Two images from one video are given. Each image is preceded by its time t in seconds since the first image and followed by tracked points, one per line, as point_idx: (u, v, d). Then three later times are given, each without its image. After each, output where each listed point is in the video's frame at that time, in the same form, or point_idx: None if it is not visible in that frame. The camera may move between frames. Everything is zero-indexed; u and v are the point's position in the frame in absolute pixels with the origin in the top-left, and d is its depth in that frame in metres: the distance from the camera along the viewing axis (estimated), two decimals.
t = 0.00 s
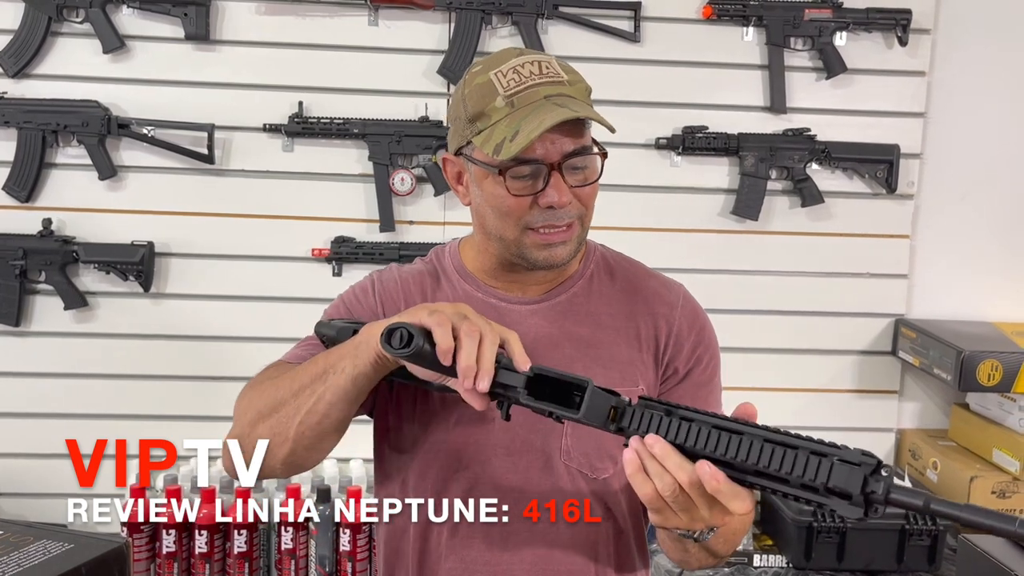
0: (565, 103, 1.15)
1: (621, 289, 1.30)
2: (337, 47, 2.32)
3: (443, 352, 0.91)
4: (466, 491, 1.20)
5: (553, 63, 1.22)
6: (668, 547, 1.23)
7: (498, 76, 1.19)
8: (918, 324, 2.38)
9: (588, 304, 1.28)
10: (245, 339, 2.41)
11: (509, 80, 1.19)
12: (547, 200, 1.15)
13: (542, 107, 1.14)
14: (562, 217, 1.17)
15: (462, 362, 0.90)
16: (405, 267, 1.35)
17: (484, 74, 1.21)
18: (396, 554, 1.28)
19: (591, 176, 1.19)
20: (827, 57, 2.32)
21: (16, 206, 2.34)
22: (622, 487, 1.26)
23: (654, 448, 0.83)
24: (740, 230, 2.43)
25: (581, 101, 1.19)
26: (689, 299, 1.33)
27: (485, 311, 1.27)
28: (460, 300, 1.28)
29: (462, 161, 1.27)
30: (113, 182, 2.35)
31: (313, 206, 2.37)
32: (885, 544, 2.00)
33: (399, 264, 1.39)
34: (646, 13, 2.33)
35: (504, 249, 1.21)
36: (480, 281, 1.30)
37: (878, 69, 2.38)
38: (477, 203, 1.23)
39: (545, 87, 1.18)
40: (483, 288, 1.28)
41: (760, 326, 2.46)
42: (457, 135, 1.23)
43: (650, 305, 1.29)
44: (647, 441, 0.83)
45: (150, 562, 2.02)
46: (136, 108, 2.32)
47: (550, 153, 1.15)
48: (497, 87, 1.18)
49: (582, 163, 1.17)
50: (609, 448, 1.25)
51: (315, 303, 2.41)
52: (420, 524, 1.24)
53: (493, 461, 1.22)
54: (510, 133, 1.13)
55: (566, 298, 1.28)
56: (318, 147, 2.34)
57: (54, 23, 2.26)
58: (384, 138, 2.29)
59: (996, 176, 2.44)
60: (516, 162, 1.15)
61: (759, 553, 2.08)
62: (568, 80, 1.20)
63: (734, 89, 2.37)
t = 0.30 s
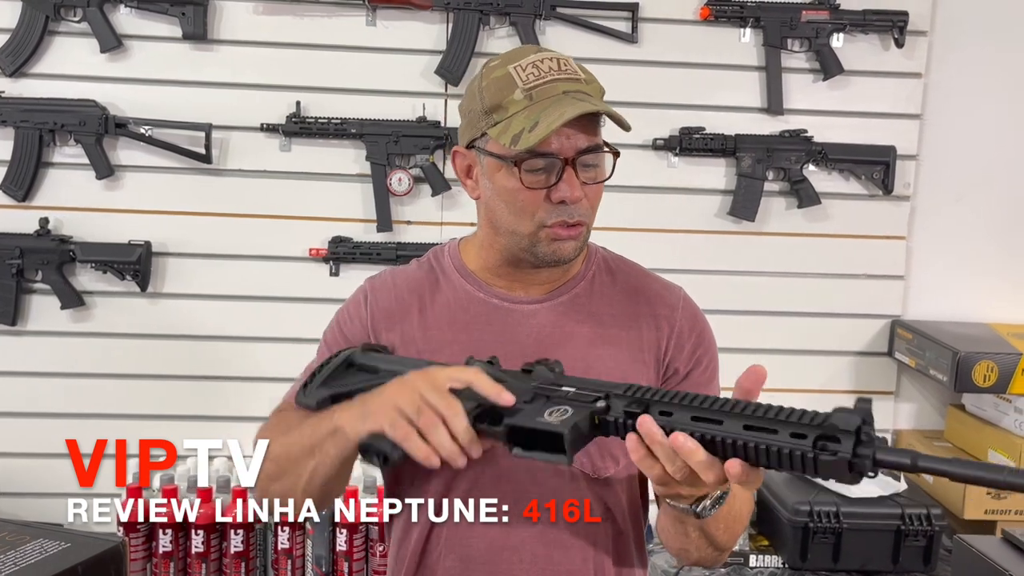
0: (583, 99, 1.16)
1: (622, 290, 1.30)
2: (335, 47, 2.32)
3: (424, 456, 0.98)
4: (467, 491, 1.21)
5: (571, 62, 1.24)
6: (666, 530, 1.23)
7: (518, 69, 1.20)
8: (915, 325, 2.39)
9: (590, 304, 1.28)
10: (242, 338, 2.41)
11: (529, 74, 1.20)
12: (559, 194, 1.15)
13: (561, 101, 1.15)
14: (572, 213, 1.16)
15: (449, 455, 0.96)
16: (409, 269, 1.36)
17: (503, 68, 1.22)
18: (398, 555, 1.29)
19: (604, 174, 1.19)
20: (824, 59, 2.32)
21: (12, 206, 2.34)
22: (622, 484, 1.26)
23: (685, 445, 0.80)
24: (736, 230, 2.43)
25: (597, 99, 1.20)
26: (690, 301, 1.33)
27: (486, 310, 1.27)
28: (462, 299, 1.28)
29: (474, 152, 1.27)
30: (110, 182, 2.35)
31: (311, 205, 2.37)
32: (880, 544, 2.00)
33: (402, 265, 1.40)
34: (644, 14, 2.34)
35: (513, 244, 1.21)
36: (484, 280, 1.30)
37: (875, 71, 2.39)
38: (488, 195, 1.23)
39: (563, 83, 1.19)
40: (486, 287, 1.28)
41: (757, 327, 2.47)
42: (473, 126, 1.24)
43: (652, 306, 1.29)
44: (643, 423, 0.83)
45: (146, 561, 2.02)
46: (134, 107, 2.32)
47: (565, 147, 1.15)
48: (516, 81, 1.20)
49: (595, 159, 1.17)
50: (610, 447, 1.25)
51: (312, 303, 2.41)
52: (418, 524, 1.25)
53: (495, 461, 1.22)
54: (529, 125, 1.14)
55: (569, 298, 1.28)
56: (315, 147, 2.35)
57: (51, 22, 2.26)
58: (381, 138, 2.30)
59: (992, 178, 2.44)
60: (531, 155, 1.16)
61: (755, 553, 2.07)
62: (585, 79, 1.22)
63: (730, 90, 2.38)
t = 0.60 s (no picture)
0: (586, 100, 1.16)
1: (617, 292, 1.31)
2: (331, 47, 2.32)
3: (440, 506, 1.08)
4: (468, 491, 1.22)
5: (575, 64, 1.24)
6: (667, 544, 1.24)
7: (522, 67, 1.21)
8: (910, 326, 2.39)
9: (585, 305, 1.29)
10: (238, 338, 2.41)
11: (532, 73, 1.20)
12: (556, 193, 1.16)
13: (565, 101, 1.15)
14: (568, 213, 1.17)
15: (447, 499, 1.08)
16: (404, 271, 1.36)
17: (507, 65, 1.23)
18: (395, 556, 1.29)
19: (601, 176, 1.20)
20: (820, 61, 2.33)
21: (8, 205, 2.34)
22: (618, 486, 1.27)
23: (649, 429, 0.94)
24: (732, 231, 2.44)
25: (599, 102, 1.21)
26: (684, 304, 1.34)
27: (481, 311, 1.27)
28: (457, 300, 1.28)
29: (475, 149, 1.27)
30: (106, 181, 2.35)
31: (307, 205, 2.37)
32: (875, 545, 2.00)
33: (397, 267, 1.40)
34: (640, 15, 2.34)
35: (508, 242, 1.21)
36: (479, 280, 1.30)
37: (871, 72, 2.39)
38: (486, 191, 1.24)
39: (566, 83, 1.20)
40: (482, 288, 1.29)
41: (753, 327, 2.47)
42: (474, 122, 1.24)
43: (647, 308, 1.30)
44: (621, 428, 0.96)
45: (141, 560, 2.02)
46: (130, 107, 2.32)
47: (565, 147, 1.16)
48: (519, 78, 1.20)
49: (593, 161, 1.18)
50: (606, 446, 1.26)
51: (308, 303, 2.41)
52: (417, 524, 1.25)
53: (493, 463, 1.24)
54: (530, 122, 1.14)
55: (564, 299, 1.28)
56: (311, 147, 2.35)
57: (48, 21, 2.26)
58: (378, 138, 2.30)
59: (987, 179, 2.45)
60: (530, 152, 1.16)
61: (749, 553, 2.09)
62: (588, 82, 1.23)
63: (726, 91, 2.38)
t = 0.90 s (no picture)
0: (587, 99, 1.17)
1: (613, 292, 1.31)
2: (327, 47, 2.32)
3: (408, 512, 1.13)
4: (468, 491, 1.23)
5: (577, 65, 1.25)
6: (669, 546, 1.24)
7: (524, 66, 1.21)
8: (904, 327, 2.40)
9: (581, 304, 1.29)
10: (234, 338, 2.41)
11: (534, 71, 1.21)
12: (554, 191, 1.16)
13: (566, 99, 1.16)
14: (565, 211, 1.17)
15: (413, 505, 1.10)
16: (401, 269, 1.37)
17: (510, 64, 1.23)
18: (390, 554, 1.30)
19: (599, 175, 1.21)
20: (814, 62, 2.34)
21: (3, 204, 2.34)
22: (612, 484, 1.27)
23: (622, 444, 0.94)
24: (727, 232, 2.44)
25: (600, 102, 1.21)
26: (679, 305, 1.35)
27: (478, 309, 1.27)
28: (454, 298, 1.29)
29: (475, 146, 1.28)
30: (101, 180, 2.35)
31: (303, 205, 2.37)
32: (869, 544, 2.01)
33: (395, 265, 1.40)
34: (636, 16, 2.35)
35: (506, 239, 1.21)
36: (477, 279, 1.30)
37: (865, 74, 2.40)
38: (485, 187, 1.24)
39: (567, 82, 1.20)
40: (480, 286, 1.29)
41: (747, 328, 2.48)
42: (475, 119, 1.24)
43: (642, 307, 1.30)
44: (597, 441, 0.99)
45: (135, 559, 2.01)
46: (126, 106, 2.32)
47: (564, 145, 1.16)
48: (521, 77, 1.20)
49: (592, 160, 1.19)
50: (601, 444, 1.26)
51: (303, 302, 2.41)
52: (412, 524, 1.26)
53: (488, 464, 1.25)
54: (531, 118, 1.15)
55: (561, 298, 1.29)
56: (307, 147, 2.35)
57: (44, 20, 2.26)
58: (373, 138, 2.30)
59: (981, 180, 2.46)
60: (530, 149, 1.16)
61: (744, 553, 2.09)
62: (589, 82, 1.23)
63: (721, 92, 2.39)
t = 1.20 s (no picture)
0: (574, 103, 1.16)
1: (607, 291, 1.31)
2: (324, 46, 2.33)
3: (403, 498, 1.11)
4: (468, 491, 1.24)
5: (568, 67, 1.24)
6: (665, 543, 1.22)
7: (514, 68, 1.21)
8: (899, 327, 2.40)
9: (576, 303, 1.29)
10: (231, 336, 2.41)
11: (524, 74, 1.20)
12: (541, 193, 1.16)
13: (553, 102, 1.15)
14: (554, 213, 1.17)
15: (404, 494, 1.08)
16: (396, 267, 1.37)
17: (501, 66, 1.24)
18: (384, 552, 1.29)
19: (589, 178, 1.20)
20: (811, 62, 2.34)
21: None
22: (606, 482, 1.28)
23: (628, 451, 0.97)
24: (723, 231, 2.45)
25: (590, 106, 1.20)
26: (673, 304, 1.35)
27: (472, 307, 1.28)
28: (448, 297, 1.29)
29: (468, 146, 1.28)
30: (99, 179, 2.35)
31: (300, 203, 2.37)
32: (864, 544, 2.01)
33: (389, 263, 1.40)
34: (632, 16, 2.35)
35: (497, 240, 1.22)
36: (472, 278, 1.30)
37: (861, 74, 2.41)
38: (476, 188, 1.24)
39: (557, 85, 1.19)
40: (475, 285, 1.29)
41: (743, 327, 2.48)
42: (467, 121, 1.25)
43: (637, 305, 1.31)
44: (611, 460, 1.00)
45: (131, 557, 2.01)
46: (123, 104, 2.33)
47: (552, 148, 1.16)
48: (511, 80, 1.20)
49: (581, 162, 1.19)
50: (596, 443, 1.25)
51: (300, 301, 2.41)
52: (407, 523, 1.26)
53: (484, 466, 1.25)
54: (518, 122, 1.15)
55: (556, 296, 1.29)
56: (304, 146, 2.35)
57: (41, 18, 2.26)
58: (370, 137, 2.30)
59: (977, 180, 2.47)
60: (518, 151, 1.16)
61: (739, 552, 2.10)
62: (580, 85, 1.22)
63: (718, 92, 2.40)
